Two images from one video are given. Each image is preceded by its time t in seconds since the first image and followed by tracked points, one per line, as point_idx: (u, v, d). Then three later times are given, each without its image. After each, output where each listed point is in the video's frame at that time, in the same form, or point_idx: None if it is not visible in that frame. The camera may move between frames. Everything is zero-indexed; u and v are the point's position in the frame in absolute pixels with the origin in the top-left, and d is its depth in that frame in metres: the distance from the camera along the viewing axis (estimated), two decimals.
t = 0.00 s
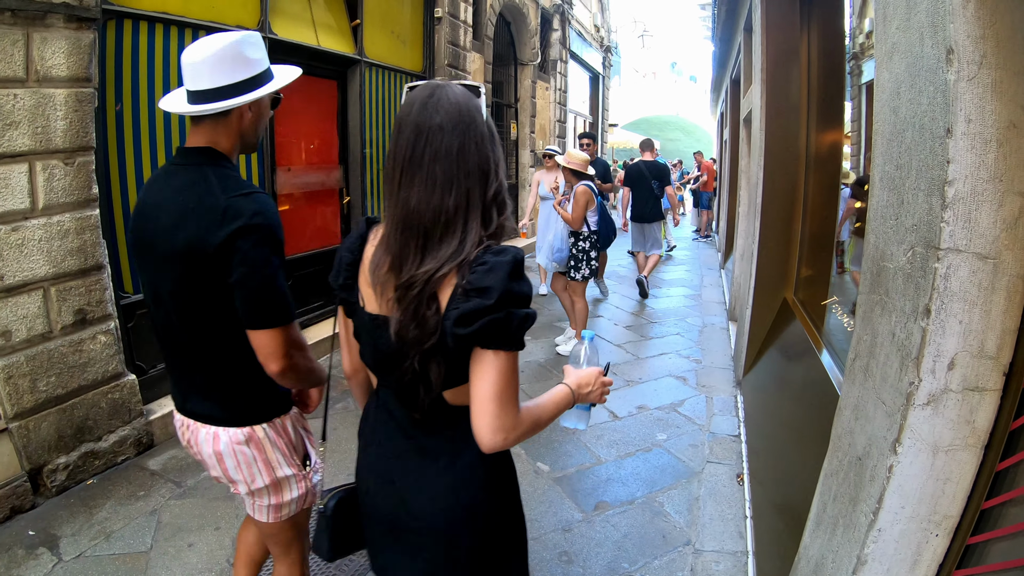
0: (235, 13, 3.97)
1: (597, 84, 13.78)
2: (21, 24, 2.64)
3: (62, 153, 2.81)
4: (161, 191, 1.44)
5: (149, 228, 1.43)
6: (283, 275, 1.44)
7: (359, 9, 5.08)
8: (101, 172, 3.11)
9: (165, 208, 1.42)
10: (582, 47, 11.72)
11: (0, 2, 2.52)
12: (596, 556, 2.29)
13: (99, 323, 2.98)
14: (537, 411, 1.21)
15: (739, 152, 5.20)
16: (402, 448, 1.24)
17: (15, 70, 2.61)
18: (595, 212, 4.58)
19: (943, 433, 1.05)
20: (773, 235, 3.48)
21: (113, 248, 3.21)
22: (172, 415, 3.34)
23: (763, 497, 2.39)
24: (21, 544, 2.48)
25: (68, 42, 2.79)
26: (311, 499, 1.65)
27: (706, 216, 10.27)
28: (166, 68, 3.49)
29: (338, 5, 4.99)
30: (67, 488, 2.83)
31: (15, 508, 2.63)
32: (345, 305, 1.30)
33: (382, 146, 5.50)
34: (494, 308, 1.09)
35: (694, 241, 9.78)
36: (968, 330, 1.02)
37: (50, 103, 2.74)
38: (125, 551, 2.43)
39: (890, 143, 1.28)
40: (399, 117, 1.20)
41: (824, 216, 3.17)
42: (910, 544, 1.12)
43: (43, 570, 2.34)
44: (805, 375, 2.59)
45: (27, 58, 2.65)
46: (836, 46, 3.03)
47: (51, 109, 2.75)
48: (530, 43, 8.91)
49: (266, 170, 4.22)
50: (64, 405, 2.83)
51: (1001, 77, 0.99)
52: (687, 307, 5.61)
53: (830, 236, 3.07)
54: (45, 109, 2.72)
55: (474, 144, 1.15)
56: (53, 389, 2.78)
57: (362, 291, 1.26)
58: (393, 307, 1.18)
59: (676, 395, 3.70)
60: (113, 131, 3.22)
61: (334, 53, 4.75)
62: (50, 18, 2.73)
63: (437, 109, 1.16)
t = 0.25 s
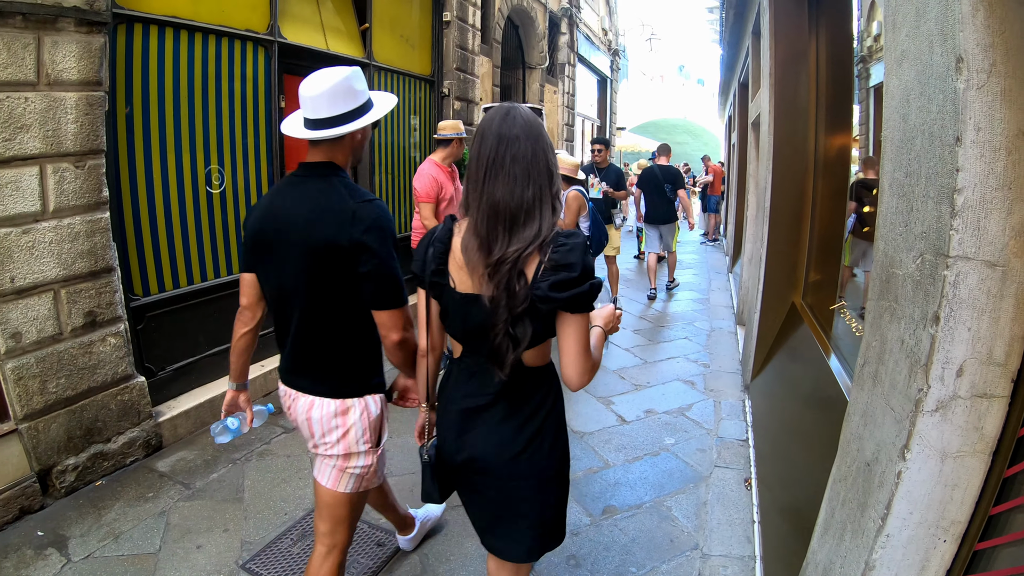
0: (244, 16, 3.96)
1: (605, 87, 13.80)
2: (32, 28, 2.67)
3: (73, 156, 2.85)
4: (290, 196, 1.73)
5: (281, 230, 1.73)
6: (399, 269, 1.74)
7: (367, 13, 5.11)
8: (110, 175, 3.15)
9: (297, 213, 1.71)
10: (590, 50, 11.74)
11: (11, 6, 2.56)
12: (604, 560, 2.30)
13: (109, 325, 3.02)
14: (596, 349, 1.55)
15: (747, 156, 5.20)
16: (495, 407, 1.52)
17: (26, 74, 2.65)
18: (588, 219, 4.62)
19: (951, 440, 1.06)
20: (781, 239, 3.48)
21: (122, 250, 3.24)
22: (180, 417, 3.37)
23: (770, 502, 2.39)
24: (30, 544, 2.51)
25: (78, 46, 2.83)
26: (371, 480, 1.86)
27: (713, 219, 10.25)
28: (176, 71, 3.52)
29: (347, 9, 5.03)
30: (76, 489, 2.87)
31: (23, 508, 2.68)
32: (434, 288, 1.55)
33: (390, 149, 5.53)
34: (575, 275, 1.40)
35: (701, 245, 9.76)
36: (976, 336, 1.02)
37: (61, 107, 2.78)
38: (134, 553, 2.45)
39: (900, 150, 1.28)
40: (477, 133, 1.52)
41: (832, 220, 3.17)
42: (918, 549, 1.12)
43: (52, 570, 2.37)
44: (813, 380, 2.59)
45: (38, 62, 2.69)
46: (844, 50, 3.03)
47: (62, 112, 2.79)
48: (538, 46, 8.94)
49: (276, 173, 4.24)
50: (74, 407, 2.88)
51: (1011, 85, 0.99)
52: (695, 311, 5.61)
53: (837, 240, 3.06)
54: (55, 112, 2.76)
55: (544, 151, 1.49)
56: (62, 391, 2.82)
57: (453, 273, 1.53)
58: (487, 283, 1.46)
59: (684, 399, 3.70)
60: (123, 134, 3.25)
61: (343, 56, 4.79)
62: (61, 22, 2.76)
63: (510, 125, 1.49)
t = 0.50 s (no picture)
0: (253, 21, 4.00)
1: (611, 90, 13.81)
2: (42, 32, 2.71)
3: (83, 159, 2.89)
4: (379, 185, 2.02)
5: (368, 214, 2.01)
6: (471, 247, 2.01)
7: (375, 17, 5.15)
8: (121, 179, 3.18)
9: (387, 199, 1.99)
10: (597, 54, 11.76)
11: (21, 10, 2.60)
12: (612, 562, 2.31)
13: (119, 328, 3.06)
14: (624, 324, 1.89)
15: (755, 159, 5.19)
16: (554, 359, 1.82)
17: (35, 78, 2.69)
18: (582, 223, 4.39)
19: (960, 443, 1.06)
20: (789, 241, 3.47)
21: (132, 254, 3.28)
22: (188, 420, 3.40)
23: (779, 505, 2.39)
24: (39, 545, 2.54)
25: (88, 50, 2.86)
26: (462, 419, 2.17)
27: (720, 222, 10.24)
28: (186, 75, 3.56)
29: (355, 13, 5.06)
30: (84, 491, 2.90)
31: (32, 510, 2.70)
32: (494, 270, 1.87)
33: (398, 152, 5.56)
34: (610, 254, 1.75)
35: (708, 248, 9.75)
36: (985, 340, 1.02)
37: (71, 110, 2.82)
38: (142, 555, 2.48)
39: (908, 154, 1.29)
40: (523, 145, 1.87)
41: (840, 223, 3.16)
42: (926, 552, 1.13)
43: (61, 572, 2.40)
44: (821, 383, 2.59)
45: (48, 66, 2.73)
46: (851, 53, 3.03)
47: (72, 116, 2.83)
48: (545, 50, 8.97)
49: (285, 177, 4.27)
50: (83, 408, 2.91)
51: (1019, 89, 0.99)
52: (703, 314, 5.60)
53: (846, 244, 3.05)
54: (65, 116, 2.80)
55: (579, 159, 1.85)
56: (71, 393, 2.86)
57: (507, 258, 1.85)
58: (537, 264, 1.78)
59: (691, 403, 3.70)
60: (133, 138, 3.29)
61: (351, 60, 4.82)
62: (70, 26, 2.80)
63: (551, 138, 1.84)
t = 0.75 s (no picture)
0: (261, 27, 4.03)
1: (617, 95, 13.82)
2: (51, 37, 2.74)
3: (93, 163, 2.93)
4: (444, 184, 2.19)
5: (433, 208, 2.20)
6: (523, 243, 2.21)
7: (382, 22, 5.19)
8: (128, 184, 3.20)
9: (452, 195, 2.17)
10: (603, 59, 11.78)
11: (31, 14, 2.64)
12: (617, 567, 2.32)
13: (127, 331, 3.09)
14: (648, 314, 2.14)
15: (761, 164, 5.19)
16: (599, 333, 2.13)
17: (45, 82, 2.73)
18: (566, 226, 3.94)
19: (964, 449, 1.07)
20: (795, 246, 3.47)
21: (140, 257, 3.32)
22: (196, 423, 3.42)
23: (784, 510, 2.39)
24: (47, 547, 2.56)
25: (98, 55, 2.90)
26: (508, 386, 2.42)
27: (727, 228, 10.22)
28: (194, 80, 3.59)
29: (362, 19, 5.10)
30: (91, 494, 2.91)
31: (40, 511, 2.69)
32: (538, 257, 2.21)
33: (405, 156, 5.59)
34: (632, 246, 1.99)
35: (714, 253, 9.74)
36: (989, 347, 1.03)
37: (80, 115, 2.85)
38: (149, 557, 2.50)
39: (914, 161, 1.29)
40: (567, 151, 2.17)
41: (846, 229, 3.16)
42: (931, 558, 1.13)
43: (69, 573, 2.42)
44: (826, 389, 2.60)
45: (58, 71, 2.77)
46: (858, 57, 3.03)
47: (81, 121, 2.87)
48: (551, 55, 8.99)
49: (292, 181, 4.31)
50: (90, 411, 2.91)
51: None
52: (708, 319, 5.60)
53: (852, 249, 3.05)
54: (75, 120, 2.84)
55: (616, 165, 2.13)
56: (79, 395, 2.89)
57: (550, 248, 2.17)
58: (571, 251, 2.09)
59: (698, 408, 3.70)
60: (142, 142, 3.33)
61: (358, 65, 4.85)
62: (80, 31, 2.83)
63: (592, 146, 2.14)
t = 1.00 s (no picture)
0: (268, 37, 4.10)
1: (625, 101, 13.82)
2: (62, 50, 2.81)
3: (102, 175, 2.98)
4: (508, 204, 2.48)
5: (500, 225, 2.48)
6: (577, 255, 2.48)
7: (390, 32, 5.26)
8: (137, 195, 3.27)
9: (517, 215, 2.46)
10: (611, 65, 11.80)
11: (41, 28, 2.69)
12: None
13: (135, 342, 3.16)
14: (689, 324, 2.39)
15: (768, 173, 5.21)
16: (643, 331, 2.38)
17: (55, 96, 2.79)
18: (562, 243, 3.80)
19: (960, 480, 1.10)
20: (802, 257, 3.49)
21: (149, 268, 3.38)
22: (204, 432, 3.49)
23: (788, 524, 2.42)
24: (56, 555, 2.63)
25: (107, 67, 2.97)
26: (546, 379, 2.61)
27: (734, 234, 10.21)
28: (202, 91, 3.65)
29: (370, 29, 5.18)
30: (101, 501, 3.01)
31: (50, 519, 2.79)
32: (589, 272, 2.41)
33: (413, 163, 5.64)
34: (677, 266, 2.24)
35: (722, 260, 9.74)
36: (986, 382, 1.06)
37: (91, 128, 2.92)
38: (158, 566, 2.56)
39: (917, 193, 1.31)
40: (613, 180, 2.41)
41: (853, 239, 3.18)
42: None
43: None
44: (831, 403, 2.62)
45: (68, 84, 2.83)
46: (865, 70, 3.04)
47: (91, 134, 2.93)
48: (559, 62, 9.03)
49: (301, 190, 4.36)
50: (100, 421, 3.01)
51: None
52: (715, 328, 5.62)
53: (858, 259, 3.07)
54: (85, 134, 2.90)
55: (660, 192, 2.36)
56: (90, 405, 2.95)
57: (600, 265, 2.39)
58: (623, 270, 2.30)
59: (703, 419, 3.73)
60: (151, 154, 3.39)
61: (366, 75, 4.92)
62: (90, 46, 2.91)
63: (638, 175, 2.36)
